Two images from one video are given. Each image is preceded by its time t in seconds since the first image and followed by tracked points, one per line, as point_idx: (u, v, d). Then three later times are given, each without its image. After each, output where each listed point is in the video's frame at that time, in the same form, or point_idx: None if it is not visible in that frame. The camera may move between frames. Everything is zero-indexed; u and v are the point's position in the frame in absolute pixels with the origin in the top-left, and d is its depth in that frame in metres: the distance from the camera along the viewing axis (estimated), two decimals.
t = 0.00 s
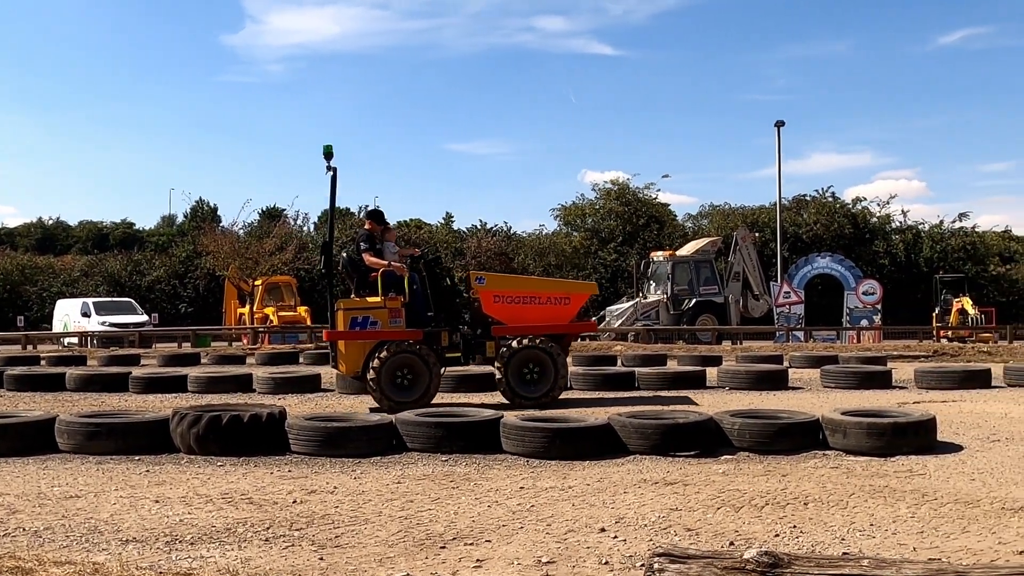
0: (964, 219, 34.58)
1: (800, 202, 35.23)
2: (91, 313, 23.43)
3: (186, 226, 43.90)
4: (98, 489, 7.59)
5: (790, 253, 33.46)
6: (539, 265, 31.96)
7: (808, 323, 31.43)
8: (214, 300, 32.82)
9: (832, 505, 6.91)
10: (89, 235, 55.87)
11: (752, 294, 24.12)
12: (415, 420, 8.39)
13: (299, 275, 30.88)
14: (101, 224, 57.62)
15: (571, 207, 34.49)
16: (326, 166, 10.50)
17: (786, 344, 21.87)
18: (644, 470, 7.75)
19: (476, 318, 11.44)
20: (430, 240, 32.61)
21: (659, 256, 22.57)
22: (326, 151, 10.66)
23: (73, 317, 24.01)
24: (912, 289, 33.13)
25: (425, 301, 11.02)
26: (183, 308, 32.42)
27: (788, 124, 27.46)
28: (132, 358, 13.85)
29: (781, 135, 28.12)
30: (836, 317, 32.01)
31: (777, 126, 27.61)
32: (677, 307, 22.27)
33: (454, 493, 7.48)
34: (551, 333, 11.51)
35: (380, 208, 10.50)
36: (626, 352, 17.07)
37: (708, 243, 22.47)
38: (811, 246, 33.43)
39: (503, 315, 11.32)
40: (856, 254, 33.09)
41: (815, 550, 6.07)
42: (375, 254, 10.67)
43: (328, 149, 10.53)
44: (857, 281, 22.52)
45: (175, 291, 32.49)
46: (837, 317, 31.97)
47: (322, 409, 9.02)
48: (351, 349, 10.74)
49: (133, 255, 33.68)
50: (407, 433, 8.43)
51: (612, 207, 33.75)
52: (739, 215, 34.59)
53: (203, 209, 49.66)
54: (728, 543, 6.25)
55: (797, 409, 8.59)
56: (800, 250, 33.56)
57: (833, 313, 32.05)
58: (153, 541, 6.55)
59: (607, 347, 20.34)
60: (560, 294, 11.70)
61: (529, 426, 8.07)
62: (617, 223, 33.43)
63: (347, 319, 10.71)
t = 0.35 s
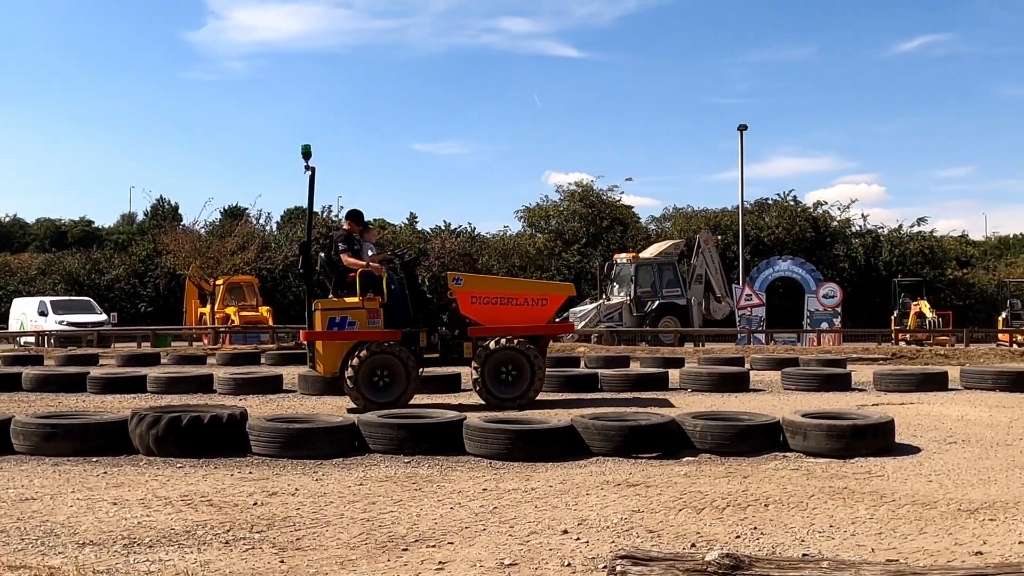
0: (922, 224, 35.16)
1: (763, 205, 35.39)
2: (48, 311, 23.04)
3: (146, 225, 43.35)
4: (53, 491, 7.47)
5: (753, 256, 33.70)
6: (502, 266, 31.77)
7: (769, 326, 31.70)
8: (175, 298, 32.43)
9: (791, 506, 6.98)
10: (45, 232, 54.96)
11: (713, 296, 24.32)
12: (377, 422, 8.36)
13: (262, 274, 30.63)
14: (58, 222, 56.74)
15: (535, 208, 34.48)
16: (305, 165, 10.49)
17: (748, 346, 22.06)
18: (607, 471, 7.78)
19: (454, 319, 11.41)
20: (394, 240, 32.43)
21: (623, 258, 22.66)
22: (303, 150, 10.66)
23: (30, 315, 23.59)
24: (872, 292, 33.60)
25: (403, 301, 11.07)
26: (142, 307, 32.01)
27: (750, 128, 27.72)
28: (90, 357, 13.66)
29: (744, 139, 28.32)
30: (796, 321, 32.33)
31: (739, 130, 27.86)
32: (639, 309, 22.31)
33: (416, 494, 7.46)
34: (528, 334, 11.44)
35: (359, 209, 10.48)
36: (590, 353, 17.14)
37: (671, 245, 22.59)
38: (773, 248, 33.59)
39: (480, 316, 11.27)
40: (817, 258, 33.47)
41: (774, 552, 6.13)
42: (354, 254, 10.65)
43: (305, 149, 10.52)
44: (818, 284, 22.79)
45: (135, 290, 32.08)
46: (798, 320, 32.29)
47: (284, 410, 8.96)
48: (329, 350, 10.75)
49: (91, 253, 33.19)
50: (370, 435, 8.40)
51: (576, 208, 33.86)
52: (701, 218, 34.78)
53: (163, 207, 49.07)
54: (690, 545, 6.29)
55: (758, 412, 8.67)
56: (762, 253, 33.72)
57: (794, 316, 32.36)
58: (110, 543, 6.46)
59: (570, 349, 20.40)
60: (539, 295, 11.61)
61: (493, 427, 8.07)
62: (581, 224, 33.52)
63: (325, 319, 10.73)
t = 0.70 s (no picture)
0: (881, 226, 35.61)
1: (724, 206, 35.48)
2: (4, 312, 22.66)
3: (105, 222, 42.76)
4: (6, 491, 7.34)
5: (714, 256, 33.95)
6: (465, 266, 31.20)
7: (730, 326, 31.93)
8: (134, 298, 32.04)
9: (750, 505, 7.03)
10: None
11: (675, 296, 24.44)
12: (338, 421, 8.31)
13: (223, 274, 30.36)
14: (13, 218, 55.84)
15: (497, 208, 34.55)
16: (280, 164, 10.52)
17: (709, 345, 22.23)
18: (567, 470, 7.79)
19: (430, 318, 11.44)
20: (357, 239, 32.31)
21: (585, 258, 22.62)
22: (281, 151, 10.78)
23: None
24: (831, 293, 34.04)
25: (379, 301, 11.06)
26: (101, 306, 31.59)
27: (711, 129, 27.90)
28: (45, 356, 13.46)
29: (706, 141, 28.51)
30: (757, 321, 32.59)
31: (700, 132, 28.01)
32: (602, 309, 22.34)
33: (377, 494, 7.43)
34: (503, 333, 11.43)
35: (335, 207, 10.50)
36: (552, 352, 17.17)
37: (633, 246, 22.68)
38: (734, 249, 33.90)
39: (455, 314, 11.26)
40: (777, 259, 33.75)
41: (732, 549, 6.16)
42: (330, 253, 10.67)
43: (282, 149, 10.69)
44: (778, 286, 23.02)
45: (93, 289, 31.67)
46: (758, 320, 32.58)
47: (244, 410, 8.88)
48: (304, 349, 10.76)
49: (49, 252, 32.72)
50: (331, 434, 8.35)
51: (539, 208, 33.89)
52: (664, 218, 34.92)
53: (122, 205, 48.50)
54: (649, 542, 6.30)
55: (717, 411, 8.72)
56: (723, 253, 34.04)
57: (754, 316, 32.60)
58: (65, 545, 6.36)
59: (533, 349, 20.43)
60: (514, 294, 11.60)
61: (454, 427, 8.05)
62: (544, 224, 33.54)
63: (300, 318, 10.73)
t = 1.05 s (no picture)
0: (849, 225, 35.95)
1: (694, 205, 35.64)
2: None
3: (70, 218, 42.28)
4: None
5: (684, 254, 34.04)
6: (436, 262, 31.37)
7: (699, 324, 32.14)
8: (101, 293, 31.74)
9: (719, 501, 7.08)
10: None
11: (646, 293, 24.48)
12: (308, 418, 8.28)
13: (191, 270, 30.12)
14: None
15: (469, 205, 34.37)
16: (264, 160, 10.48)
17: (679, 343, 22.35)
18: (537, 468, 7.80)
19: (415, 314, 11.42)
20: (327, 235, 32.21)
21: (556, 254, 22.66)
22: (265, 146, 10.70)
23: None
24: (799, 291, 34.22)
25: (363, 297, 11.12)
26: (67, 302, 31.26)
27: (681, 126, 28.01)
28: (11, 354, 13.29)
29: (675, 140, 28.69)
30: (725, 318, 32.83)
31: (670, 131, 28.16)
32: (572, 306, 22.40)
33: (346, 491, 7.41)
34: (487, 329, 11.38)
35: (318, 203, 10.44)
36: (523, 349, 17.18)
37: (604, 243, 22.74)
38: (703, 248, 34.07)
39: (439, 311, 11.23)
40: (747, 257, 33.96)
41: (700, 545, 6.19)
42: (313, 249, 10.62)
43: (266, 145, 10.61)
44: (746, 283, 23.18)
45: (59, 284, 31.33)
46: (727, 317, 32.81)
47: (214, 407, 8.83)
48: (288, 345, 10.74)
49: (14, 248, 32.32)
50: (300, 431, 8.32)
51: (510, 205, 33.89)
52: (634, 216, 35.05)
53: (88, 200, 48.02)
54: (618, 539, 6.33)
55: (687, 408, 8.77)
56: (692, 251, 34.16)
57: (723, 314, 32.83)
58: (29, 543, 6.28)
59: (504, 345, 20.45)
60: (498, 290, 11.53)
61: (425, 424, 8.04)
62: (515, 221, 33.58)
63: (284, 314, 10.70)
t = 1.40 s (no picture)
0: (826, 221, 36.15)
1: (674, 200, 35.62)
2: None
3: (45, 212, 41.84)
4: None
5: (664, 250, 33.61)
6: (416, 257, 31.17)
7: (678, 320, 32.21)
8: (77, 288, 31.48)
9: (697, 495, 7.10)
10: None
11: (625, 289, 24.55)
12: (286, 414, 8.26)
13: (168, 264, 29.91)
14: None
15: (448, 200, 34.30)
16: (257, 154, 10.46)
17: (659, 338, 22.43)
18: (517, 462, 7.81)
19: (408, 309, 11.43)
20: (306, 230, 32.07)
21: (535, 250, 22.62)
22: (258, 141, 10.72)
23: None
24: (778, 286, 34.51)
25: (356, 292, 11.09)
26: (42, 296, 30.96)
27: (661, 122, 28.06)
28: None
29: (656, 136, 28.70)
30: (704, 313, 32.92)
31: (650, 126, 28.16)
32: (552, 301, 22.40)
33: (325, 486, 7.39)
34: (480, 324, 11.44)
35: (312, 197, 10.45)
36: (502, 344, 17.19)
37: (583, 238, 22.73)
38: (684, 243, 33.71)
39: (432, 305, 11.27)
40: (726, 253, 34.02)
41: (679, 539, 6.21)
42: (306, 244, 10.64)
43: (259, 139, 10.60)
44: (725, 278, 23.36)
45: (34, 279, 31.03)
46: (706, 313, 32.90)
47: (191, 403, 8.79)
48: (281, 340, 10.77)
49: None
50: (278, 426, 8.30)
51: (490, 200, 33.83)
52: (613, 212, 35.07)
53: (63, 193, 47.61)
54: (597, 533, 6.34)
55: (666, 403, 8.80)
56: (672, 247, 33.75)
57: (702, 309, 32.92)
58: (4, 539, 6.22)
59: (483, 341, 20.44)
60: (493, 284, 11.50)
61: (404, 419, 8.03)
62: (494, 216, 33.53)
63: (278, 309, 10.74)
